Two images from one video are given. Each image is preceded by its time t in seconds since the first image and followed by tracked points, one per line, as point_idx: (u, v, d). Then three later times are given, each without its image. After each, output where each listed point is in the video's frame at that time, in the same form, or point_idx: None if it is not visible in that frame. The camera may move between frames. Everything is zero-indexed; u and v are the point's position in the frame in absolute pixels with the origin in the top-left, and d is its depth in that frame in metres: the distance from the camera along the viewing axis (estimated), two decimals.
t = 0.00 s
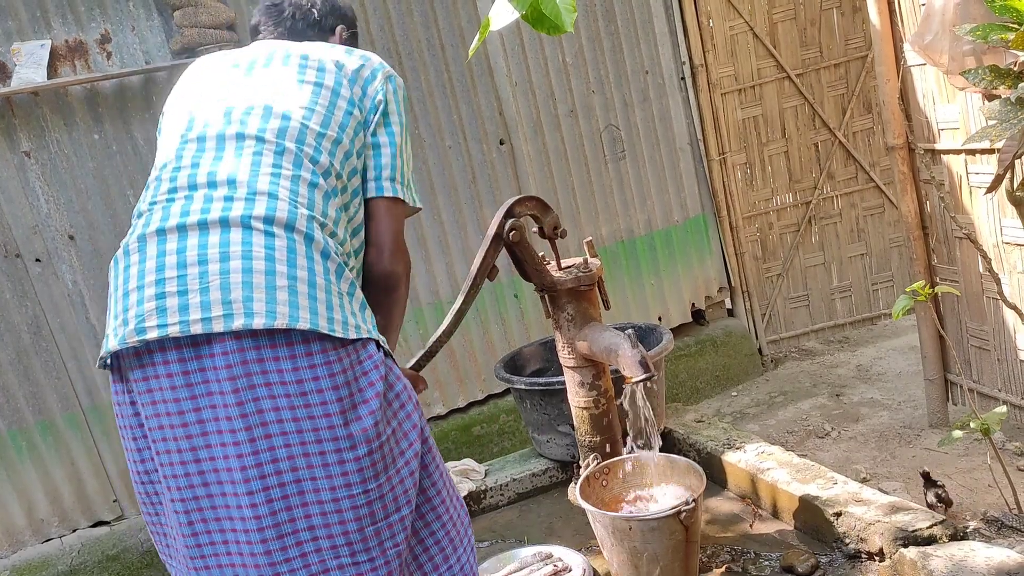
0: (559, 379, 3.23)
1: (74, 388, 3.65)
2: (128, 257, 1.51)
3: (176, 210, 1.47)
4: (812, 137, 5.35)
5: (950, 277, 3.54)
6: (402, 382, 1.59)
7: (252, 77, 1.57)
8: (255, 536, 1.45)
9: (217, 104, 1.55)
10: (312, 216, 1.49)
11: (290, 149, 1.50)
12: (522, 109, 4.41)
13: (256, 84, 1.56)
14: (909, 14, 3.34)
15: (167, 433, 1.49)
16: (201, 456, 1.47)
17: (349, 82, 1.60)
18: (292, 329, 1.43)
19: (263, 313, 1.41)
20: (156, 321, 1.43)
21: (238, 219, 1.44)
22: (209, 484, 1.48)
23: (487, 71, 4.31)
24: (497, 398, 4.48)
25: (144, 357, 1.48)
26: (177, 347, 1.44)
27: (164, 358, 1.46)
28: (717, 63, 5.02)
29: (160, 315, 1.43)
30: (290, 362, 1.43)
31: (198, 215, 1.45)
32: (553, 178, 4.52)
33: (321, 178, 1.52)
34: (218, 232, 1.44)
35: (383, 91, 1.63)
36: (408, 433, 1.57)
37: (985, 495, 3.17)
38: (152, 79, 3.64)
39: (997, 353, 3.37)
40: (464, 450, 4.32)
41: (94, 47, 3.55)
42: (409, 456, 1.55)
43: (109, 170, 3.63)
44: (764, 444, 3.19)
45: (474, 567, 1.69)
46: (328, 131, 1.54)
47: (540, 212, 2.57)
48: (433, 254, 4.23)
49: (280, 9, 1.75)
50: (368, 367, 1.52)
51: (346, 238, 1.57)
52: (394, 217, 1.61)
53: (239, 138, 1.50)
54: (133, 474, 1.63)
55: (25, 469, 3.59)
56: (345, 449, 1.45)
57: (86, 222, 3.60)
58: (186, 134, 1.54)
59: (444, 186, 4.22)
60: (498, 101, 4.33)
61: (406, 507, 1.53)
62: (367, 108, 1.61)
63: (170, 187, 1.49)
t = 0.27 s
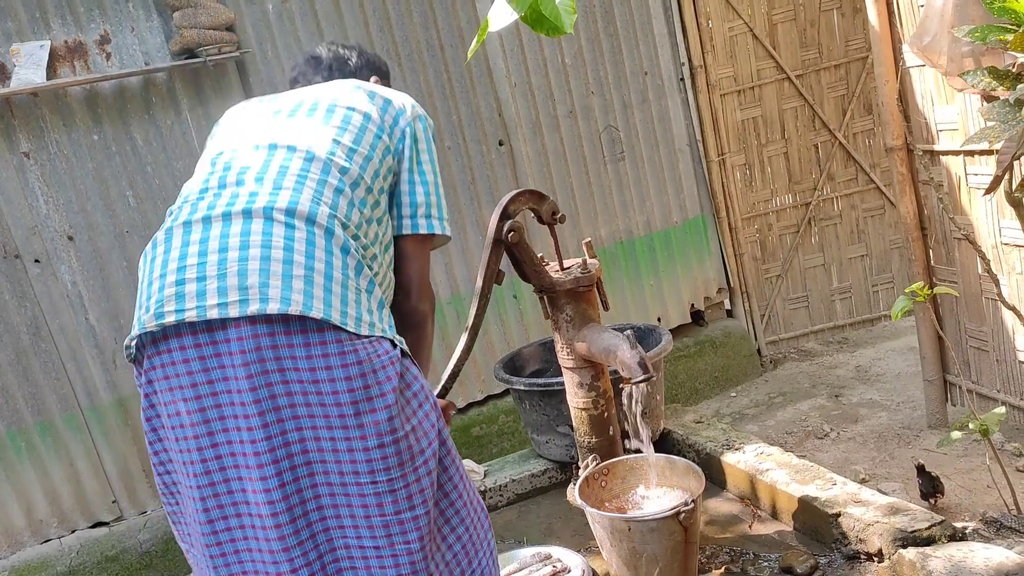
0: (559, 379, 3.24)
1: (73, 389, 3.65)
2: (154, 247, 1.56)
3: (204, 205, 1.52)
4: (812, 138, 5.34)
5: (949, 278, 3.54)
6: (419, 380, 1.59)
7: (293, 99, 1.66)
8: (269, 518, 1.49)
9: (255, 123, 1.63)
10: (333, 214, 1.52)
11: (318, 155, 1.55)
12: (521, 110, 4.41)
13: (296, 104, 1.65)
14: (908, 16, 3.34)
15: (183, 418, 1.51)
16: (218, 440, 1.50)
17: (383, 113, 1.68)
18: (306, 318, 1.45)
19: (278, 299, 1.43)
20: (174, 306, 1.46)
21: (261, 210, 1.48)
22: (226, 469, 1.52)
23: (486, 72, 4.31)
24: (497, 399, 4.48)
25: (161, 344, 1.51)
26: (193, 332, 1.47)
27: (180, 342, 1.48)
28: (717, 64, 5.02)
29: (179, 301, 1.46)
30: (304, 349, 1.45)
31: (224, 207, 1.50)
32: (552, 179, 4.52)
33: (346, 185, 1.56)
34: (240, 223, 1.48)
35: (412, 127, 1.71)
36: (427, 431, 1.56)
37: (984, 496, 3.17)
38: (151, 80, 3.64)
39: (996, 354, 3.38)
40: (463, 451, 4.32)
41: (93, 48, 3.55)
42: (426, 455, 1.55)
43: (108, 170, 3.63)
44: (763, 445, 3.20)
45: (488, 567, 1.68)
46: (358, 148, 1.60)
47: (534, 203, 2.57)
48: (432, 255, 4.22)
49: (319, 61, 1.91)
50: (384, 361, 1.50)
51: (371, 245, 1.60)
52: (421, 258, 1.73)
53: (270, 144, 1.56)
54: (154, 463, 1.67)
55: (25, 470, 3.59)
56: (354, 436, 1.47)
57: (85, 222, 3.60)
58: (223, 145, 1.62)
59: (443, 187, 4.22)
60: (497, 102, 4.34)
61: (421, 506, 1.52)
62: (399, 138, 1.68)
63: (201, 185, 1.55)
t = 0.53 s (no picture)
0: (558, 381, 3.24)
1: (72, 390, 3.64)
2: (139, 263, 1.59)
3: (189, 222, 1.56)
4: (813, 139, 5.33)
5: (949, 279, 3.54)
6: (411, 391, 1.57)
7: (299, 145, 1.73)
8: (258, 531, 1.48)
9: (259, 160, 1.69)
10: (319, 227, 1.55)
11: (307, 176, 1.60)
12: (520, 111, 4.41)
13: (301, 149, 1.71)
14: (908, 17, 3.34)
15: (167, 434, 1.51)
16: (201, 456, 1.49)
17: (390, 153, 1.73)
18: (288, 329, 1.45)
19: (258, 309, 1.44)
20: (153, 319, 1.47)
21: (244, 220, 1.52)
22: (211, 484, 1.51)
23: (486, 73, 4.31)
24: (496, 401, 4.48)
25: (141, 359, 1.51)
26: (170, 346, 1.47)
27: (158, 356, 1.48)
28: (716, 66, 5.03)
29: (158, 315, 1.47)
30: (287, 361, 1.45)
31: (207, 221, 1.53)
32: (552, 181, 4.52)
33: (336, 207, 1.59)
34: (223, 235, 1.51)
35: (424, 169, 1.75)
36: (424, 441, 1.55)
37: (984, 498, 3.17)
38: (151, 81, 3.64)
39: (995, 355, 3.37)
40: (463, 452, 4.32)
41: (93, 49, 3.55)
42: (424, 465, 1.53)
43: (108, 172, 3.63)
44: (763, 447, 3.20)
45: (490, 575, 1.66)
46: (356, 179, 1.65)
47: (524, 193, 2.56)
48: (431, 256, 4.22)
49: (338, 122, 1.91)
50: (372, 371, 1.49)
51: (362, 259, 1.62)
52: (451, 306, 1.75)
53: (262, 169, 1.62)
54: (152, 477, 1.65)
55: (23, 471, 3.59)
56: (343, 446, 1.47)
57: (84, 223, 3.60)
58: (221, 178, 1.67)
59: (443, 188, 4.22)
60: (497, 103, 4.34)
61: (417, 516, 1.51)
62: (408, 178, 1.72)
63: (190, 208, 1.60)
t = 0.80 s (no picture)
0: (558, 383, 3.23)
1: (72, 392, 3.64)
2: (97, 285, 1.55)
3: (149, 236, 1.51)
4: (815, 142, 5.33)
5: (949, 282, 3.54)
6: (387, 409, 1.59)
7: (257, 131, 1.70)
8: (237, 553, 1.51)
9: (214, 152, 1.65)
10: (289, 243, 1.52)
11: (273, 180, 1.57)
12: (520, 113, 4.41)
13: (257, 135, 1.67)
14: (908, 21, 3.35)
15: (138, 464, 1.51)
16: (172, 488, 1.49)
17: (352, 138, 1.71)
18: (261, 359, 1.44)
19: (230, 340, 1.42)
20: (117, 348, 1.44)
21: (210, 242, 1.48)
22: (180, 514, 1.50)
23: (486, 75, 4.32)
24: (496, 403, 4.48)
25: (108, 388, 1.50)
26: (140, 376, 1.46)
27: (127, 387, 1.47)
28: (716, 69, 5.04)
29: (123, 343, 1.45)
30: (261, 392, 1.44)
31: (169, 240, 1.49)
32: (552, 183, 4.52)
33: (304, 208, 1.56)
34: (189, 256, 1.48)
35: (388, 150, 1.73)
36: (397, 461, 1.57)
37: (984, 501, 3.17)
38: (151, 83, 3.64)
39: (995, 358, 3.38)
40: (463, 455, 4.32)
41: (93, 51, 3.55)
42: (398, 488, 1.55)
43: (108, 174, 3.63)
44: (763, 449, 3.19)
45: None
46: (319, 171, 1.62)
47: (528, 199, 2.56)
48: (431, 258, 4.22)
49: (292, 84, 1.87)
50: (348, 396, 1.50)
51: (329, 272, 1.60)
52: (418, 296, 1.74)
53: (224, 171, 1.58)
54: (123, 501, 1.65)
55: (23, 473, 3.58)
56: (323, 479, 1.47)
57: (84, 225, 3.60)
58: (176, 174, 1.63)
59: (443, 190, 4.22)
60: (497, 105, 4.34)
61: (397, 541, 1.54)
62: (372, 163, 1.71)
63: (147, 217, 1.55)
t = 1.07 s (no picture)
0: (557, 386, 3.23)
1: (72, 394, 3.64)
2: (93, 279, 1.52)
3: (142, 231, 1.47)
4: (816, 145, 5.33)
5: (948, 285, 3.55)
6: (378, 402, 1.61)
7: (229, 82, 1.58)
8: (232, 557, 1.49)
9: (191, 116, 1.54)
10: (284, 237, 1.50)
11: (263, 165, 1.50)
12: (520, 116, 4.41)
13: (231, 91, 1.56)
14: (907, 24, 3.35)
15: (137, 462, 1.51)
16: (170, 488, 1.48)
17: (330, 92, 1.61)
18: (261, 359, 1.44)
19: (232, 341, 1.42)
20: (121, 350, 1.44)
21: (207, 242, 1.44)
22: (180, 515, 1.49)
23: (486, 77, 4.32)
24: (496, 405, 4.48)
25: (110, 385, 1.50)
26: (142, 375, 1.46)
27: (129, 386, 1.47)
28: (716, 72, 5.07)
29: (126, 344, 1.44)
30: (261, 391, 1.45)
31: (164, 238, 1.44)
32: (552, 186, 4.52)
33: (296, 195, 1.53)
34: (186, 256, 1.44)
35: (368, 104, 1.63)
36: (387, 454, 1.59)
37: (983, 503, 3.17)
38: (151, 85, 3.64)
39: (995, 361, 3.38)
40: (462, 457, 4.32)
41: (93, 54, 3.56)
42: (386, 479, 1.58)
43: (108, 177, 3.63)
44: (763, 452, 3.20)
45: None
46: (305, 145, 1.54)
47: (541, 226, 2.60)
48: (431, 260, 4.22)
49: (258, 14, 1.79)
50: (343, 390, 1.52)
51: (321, 257, 1.59)
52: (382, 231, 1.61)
53: (210, 153, 1.50)
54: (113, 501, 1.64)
55: (22, 475, 3.58)
56: (321, 476, 1.47)
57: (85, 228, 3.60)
58: (154, 146, 1.53)
59: (443, 192, 4.22)
60: (497, 108, 4.34)
61: (389, 531, 1.56)
62: (351, 118, 1.61)
63: (137, 207, 1.49)
